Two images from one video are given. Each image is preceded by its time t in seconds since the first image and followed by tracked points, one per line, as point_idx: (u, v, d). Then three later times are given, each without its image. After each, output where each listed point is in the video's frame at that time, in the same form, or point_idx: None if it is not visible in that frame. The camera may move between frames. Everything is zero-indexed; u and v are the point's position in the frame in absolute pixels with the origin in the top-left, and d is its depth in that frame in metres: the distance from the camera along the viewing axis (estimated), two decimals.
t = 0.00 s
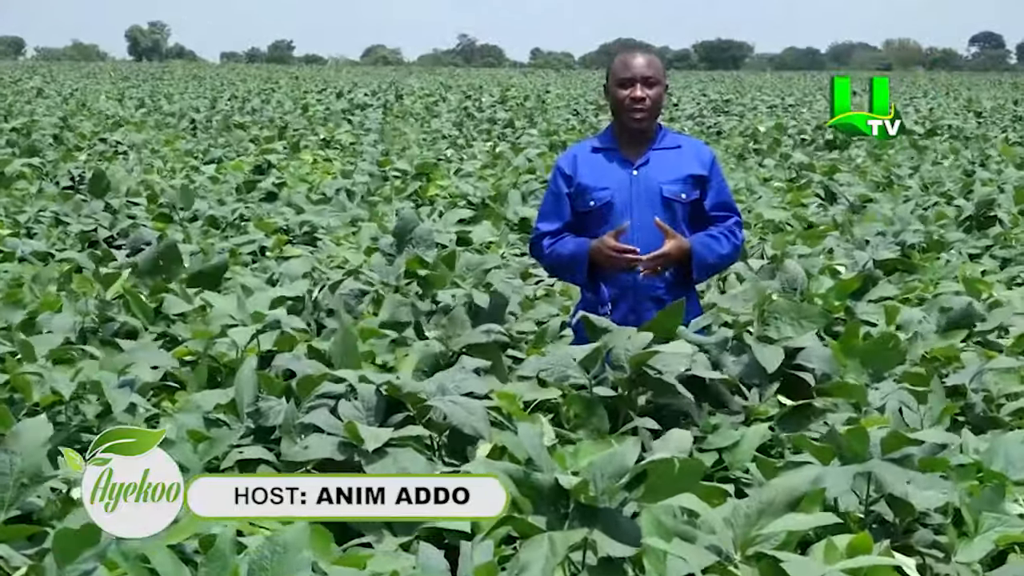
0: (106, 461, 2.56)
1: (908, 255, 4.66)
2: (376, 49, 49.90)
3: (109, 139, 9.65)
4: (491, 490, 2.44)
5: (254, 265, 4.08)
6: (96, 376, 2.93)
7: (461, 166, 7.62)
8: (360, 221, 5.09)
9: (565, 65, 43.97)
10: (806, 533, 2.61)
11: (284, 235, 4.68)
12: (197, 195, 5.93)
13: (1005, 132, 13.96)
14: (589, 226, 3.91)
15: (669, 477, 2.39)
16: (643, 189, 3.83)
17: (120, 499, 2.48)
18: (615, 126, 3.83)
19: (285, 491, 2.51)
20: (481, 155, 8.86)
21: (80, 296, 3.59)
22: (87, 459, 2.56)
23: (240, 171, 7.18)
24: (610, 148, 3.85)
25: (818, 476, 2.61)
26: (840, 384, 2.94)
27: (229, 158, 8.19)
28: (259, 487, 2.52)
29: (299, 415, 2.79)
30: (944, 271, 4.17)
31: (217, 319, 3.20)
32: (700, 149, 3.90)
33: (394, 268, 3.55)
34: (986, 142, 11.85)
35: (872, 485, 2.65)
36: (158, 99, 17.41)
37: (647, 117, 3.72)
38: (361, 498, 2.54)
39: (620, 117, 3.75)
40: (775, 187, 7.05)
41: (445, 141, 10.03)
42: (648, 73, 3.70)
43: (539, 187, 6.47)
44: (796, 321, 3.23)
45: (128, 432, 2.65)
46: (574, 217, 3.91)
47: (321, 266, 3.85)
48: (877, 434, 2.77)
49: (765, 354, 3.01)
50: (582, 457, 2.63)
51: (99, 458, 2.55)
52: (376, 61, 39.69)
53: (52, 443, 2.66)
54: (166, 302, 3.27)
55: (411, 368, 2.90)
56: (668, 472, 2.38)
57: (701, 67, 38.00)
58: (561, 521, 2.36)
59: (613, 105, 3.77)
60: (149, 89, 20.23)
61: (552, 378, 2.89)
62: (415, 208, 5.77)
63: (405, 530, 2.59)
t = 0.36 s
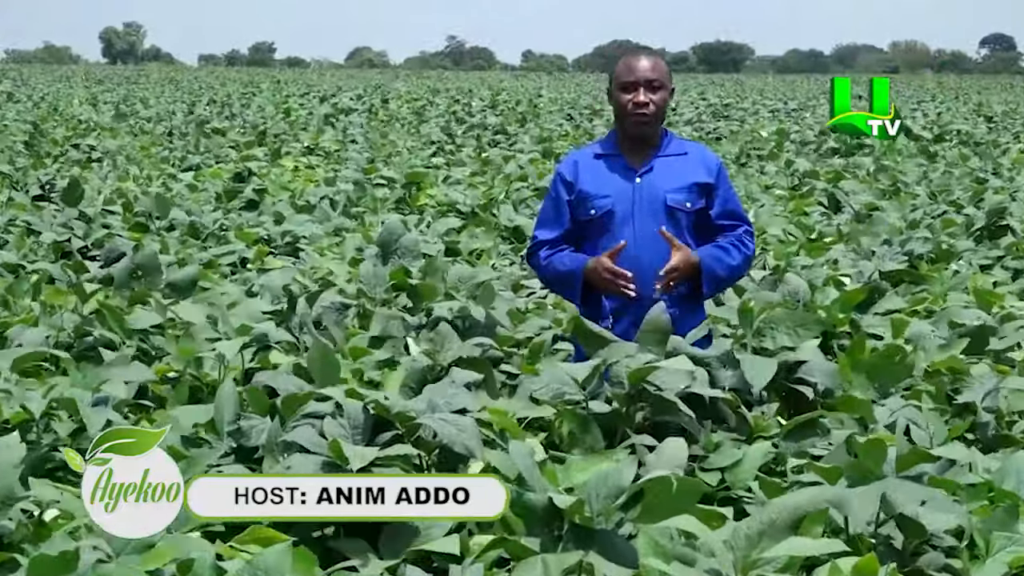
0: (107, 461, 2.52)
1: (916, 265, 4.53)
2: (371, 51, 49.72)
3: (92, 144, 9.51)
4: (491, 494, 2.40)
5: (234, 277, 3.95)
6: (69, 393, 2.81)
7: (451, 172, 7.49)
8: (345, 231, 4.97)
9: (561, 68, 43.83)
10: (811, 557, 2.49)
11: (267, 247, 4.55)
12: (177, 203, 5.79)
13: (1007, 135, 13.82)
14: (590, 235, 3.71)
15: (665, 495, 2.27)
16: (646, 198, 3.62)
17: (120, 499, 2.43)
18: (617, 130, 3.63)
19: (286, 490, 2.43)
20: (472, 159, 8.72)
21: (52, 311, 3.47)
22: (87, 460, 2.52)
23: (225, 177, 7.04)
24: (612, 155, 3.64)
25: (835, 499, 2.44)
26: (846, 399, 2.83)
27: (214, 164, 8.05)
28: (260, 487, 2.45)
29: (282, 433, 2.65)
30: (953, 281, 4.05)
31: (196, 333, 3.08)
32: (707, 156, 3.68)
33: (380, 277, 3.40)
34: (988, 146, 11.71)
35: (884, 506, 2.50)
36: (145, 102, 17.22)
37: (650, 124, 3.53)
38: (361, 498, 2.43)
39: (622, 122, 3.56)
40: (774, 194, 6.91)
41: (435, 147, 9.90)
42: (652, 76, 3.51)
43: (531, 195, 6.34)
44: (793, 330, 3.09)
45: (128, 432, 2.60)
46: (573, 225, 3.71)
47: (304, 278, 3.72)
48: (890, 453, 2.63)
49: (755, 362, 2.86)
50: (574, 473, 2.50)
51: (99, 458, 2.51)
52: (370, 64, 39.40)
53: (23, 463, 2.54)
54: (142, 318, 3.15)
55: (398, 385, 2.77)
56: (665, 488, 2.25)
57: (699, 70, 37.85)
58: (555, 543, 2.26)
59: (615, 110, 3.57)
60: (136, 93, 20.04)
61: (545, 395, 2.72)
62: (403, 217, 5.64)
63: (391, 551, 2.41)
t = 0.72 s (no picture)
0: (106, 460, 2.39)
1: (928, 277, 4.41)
2: (367, 54, 49.57)
3: (77, 148, 9.37)
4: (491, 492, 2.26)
5: (217, 292, 3.83)
6: (45, 410, 2.70)
7: (444, 179, 7.37)
8: (334, 242, 4.85)
9: (558, 70, 43.68)
10: None
11: (252, 258, 4.43)
12: (159, 212, 5.66)
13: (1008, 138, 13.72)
14: (597, 246, 3.48)
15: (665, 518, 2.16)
16: (659, 206, 3.40)
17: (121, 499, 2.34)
18: (630, 138, 3.43)
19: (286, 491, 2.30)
20: (464, 165, 8.59)
21: (28, 325, 3.35)
22: (86, 459, 2.41)
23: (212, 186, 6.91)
24: (624, 162, 3.42)
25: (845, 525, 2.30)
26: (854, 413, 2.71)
27: (199, 171, 7.92)
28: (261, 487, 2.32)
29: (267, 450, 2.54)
30: (968, 293, 3.93)
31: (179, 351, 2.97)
32: (725, 164, 3.45)
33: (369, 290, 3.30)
34: (991, 147, 11.59)
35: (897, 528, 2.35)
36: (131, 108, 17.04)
37: (664, 129, 3.33)
38: (361, 498, 2.26)
39: (634, 129, 3.35)
40: (775, 203, 6.78)
41: (425, 152, 9.77)
42: (663, 81, 3.31)
43: (526, 203, 6.22)
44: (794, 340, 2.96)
45: (129, 430, 2.46)
46: (580, 234, 3.48)
47: (290, 290, 3.60)
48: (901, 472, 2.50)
49: (751, 375, 2.70)
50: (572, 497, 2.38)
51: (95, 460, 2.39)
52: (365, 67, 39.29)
53: None
54: (121, 332, 3.03)
55: (390, 404, 2.65)
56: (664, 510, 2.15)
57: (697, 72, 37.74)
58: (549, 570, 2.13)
59: (626, 116, 3.38)
60: (124, 98, 19.87)
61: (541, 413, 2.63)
62: (393, 227, 5.52)
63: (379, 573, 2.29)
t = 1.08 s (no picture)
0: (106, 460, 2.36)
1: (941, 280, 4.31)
2: (360, 53, 49.36)
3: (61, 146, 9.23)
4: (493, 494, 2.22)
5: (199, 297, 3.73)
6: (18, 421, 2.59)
7: (436, 178, 7.26)
8: (320, 243, 4.75)
9: (553, 67, 43.45)
10: None
11: (236, 260, 4.33)
12: (139, 212, 5.55)
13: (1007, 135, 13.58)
14: (608, 247, 3.30)
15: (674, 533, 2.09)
16: (670, 206, 3.21)
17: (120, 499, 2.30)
18: (642, 132, 3.25)
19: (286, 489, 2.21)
20: (455, 162, 8.47)
21: (0, 329, 3.24)
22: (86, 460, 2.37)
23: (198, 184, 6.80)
24: (636, 159, 3.25)
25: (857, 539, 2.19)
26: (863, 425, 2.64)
27: (184, 168, 7.79)
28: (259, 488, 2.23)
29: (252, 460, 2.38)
30: (982, 298, 3.83)
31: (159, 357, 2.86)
32: (740, 162, 3.26)
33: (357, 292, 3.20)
34: (993, 145, 11.50)
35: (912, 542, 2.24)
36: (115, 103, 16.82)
37: (678, 116, 3.15)
38: (361, 497, 2.18)
39: (645, 117, 3.18)
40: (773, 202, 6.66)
41: (415, 149, 9.65)
42: (672, 64, 3.16)
43: (519, 202, 6.11)
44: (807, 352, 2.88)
45: (129, 429, 2.43)
46: (590, 235, 3.30)
47: (277, 294, 3.50)
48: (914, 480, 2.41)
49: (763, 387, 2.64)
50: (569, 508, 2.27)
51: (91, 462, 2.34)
52: (359, 64, 39.11)
53: None
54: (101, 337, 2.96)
55: (379, 409, 2.55)
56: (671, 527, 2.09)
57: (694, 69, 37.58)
58: None
59: (637, 110, 3.20)
60: (114, 95, 19.71)
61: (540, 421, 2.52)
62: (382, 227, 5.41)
63: None
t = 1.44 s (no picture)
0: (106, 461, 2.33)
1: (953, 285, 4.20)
2: (355, 50, 49.20)
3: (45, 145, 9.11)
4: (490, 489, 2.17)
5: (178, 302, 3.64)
6: None
7: (428, 177, 7.15)
8: (304, 246, 4.65)
9: (549, 63, 43.28)
10: None
11: (217, 264, 4.24)
12: (116, 214, 5.45)
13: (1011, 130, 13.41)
14: (613, 248, 3.18)
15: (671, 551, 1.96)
16: (677, 206, 3.10)
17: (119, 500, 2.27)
18: (652, 129, 3.13)
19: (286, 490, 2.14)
20: (447, 160, 8.36)
21: None
22: (86, 460, 2.35)
23: (180, 183, 6.70)
24: (643, 157, 3.13)
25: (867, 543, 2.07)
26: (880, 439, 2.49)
27: (168, 166, 7.68)
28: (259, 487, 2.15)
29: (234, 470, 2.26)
30: (995, 305, 3.72)
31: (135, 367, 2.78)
32: (750, 161, 3.15)
33: (343, 298, 3.10)
34: (995, 143, 11.36)
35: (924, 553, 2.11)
36: (100, 98, 16.66)
37: (693, 115, 3.02)
38: (360, 497, 2.15)
39: (658, 116, 3.05)
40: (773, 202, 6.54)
41: (405, 147, 9.54)
42: (687, 61, 3.03)
43: (512, 203, 6.00)
44: (834, 363, 2.68)
45: (129, 430, 2.41)
46: (595, 235, 3.17)
47: (261, 301, 3.40)
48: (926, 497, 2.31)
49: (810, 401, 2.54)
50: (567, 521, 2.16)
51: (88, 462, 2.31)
52: (355, 61, 38.97)
53: None
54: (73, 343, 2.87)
55: (366, 421, 2.47)
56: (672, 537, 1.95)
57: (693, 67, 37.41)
58: None
59: (649, 107, 3.06)
60: (103, 91, 19.57)
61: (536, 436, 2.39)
62: (371, 230, 5.31)
63: None
